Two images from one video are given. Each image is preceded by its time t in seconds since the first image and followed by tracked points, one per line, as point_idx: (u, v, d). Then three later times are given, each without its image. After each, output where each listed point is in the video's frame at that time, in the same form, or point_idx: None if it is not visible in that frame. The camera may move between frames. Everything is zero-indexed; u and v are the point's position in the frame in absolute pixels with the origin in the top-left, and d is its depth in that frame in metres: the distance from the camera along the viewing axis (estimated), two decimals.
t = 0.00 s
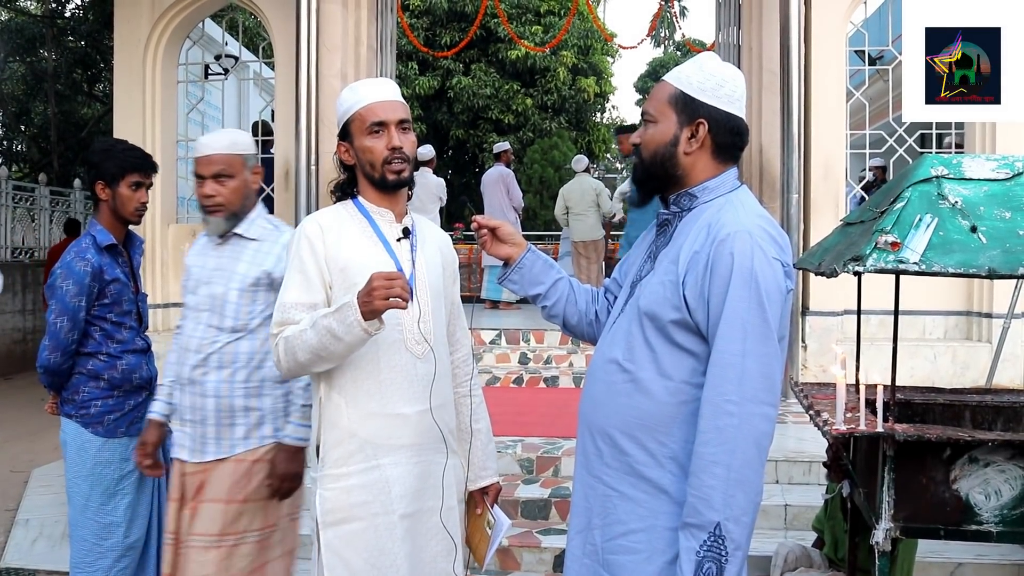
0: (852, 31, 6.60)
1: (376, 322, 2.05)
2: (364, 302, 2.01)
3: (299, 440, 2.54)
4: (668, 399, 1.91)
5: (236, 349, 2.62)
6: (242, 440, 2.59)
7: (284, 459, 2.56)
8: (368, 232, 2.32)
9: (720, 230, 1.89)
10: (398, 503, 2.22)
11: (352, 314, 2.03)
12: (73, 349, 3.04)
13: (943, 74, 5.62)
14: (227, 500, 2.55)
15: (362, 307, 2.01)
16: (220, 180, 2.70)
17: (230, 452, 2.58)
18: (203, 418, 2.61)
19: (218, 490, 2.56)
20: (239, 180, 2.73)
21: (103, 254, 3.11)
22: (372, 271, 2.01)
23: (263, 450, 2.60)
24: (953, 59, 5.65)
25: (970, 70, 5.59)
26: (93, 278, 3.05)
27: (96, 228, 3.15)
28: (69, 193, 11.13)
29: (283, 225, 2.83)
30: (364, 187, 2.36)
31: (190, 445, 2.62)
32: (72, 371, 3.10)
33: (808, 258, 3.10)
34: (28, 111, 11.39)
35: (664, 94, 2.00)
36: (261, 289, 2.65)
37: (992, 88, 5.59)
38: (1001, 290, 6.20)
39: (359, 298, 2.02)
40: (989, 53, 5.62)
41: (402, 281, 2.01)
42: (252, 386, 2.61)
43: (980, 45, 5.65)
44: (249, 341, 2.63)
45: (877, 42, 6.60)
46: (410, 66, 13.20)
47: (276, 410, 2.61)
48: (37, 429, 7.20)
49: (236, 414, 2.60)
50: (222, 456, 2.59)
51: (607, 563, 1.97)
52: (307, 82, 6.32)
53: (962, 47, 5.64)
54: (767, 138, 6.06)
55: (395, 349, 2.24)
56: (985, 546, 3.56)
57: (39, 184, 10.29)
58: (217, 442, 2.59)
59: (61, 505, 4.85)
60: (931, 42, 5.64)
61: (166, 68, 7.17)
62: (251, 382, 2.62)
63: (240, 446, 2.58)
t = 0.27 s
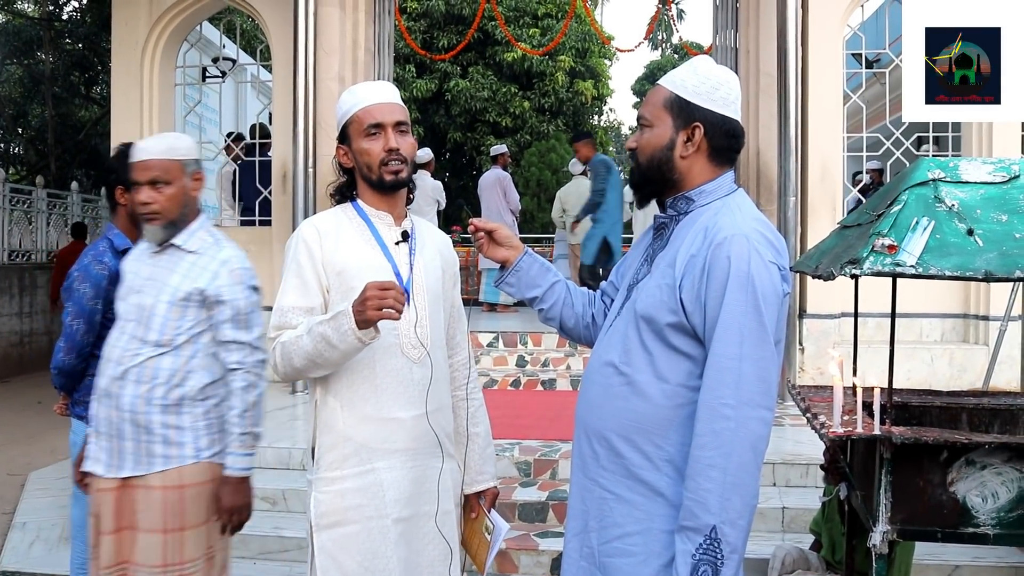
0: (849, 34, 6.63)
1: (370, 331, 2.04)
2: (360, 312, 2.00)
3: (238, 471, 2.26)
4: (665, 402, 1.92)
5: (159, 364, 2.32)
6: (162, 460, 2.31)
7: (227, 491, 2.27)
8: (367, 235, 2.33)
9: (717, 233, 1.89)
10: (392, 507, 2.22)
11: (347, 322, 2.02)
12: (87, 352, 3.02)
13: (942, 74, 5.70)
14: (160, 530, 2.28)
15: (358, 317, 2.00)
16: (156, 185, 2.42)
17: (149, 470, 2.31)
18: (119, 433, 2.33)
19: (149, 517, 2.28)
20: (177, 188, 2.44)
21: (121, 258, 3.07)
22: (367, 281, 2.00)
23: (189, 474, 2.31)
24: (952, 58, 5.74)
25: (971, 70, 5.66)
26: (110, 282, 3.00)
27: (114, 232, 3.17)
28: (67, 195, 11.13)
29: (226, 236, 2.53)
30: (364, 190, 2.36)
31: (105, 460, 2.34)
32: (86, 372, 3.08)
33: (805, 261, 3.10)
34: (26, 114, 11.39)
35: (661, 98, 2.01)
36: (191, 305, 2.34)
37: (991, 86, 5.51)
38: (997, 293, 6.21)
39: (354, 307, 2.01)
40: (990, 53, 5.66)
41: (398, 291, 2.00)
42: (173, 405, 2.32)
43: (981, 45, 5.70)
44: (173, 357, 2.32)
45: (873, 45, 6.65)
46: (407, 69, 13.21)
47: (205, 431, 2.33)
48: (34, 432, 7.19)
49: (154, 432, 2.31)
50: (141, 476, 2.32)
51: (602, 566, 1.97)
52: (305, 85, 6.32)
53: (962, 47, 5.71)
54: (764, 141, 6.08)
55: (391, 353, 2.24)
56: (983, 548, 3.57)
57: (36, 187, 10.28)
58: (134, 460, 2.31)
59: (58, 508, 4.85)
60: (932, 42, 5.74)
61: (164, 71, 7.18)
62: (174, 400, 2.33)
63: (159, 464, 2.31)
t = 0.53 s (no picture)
0: (846, 42, 6.60)
1: (356, 335, 2.04)
2: (343, 315, 1.99)
3: (164, 479, 2.15)
4: (664, 411, 1.92)
5: (93, 377, 2.20)
6: (101, 477, 2.21)
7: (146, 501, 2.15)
8: (367, 243, 2.33)
9: (716, 242, 1.90)
10: (388, 515, 2.22)
11: (333, 327, 2.03)
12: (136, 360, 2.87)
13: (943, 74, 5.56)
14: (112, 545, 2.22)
15: (342, 322, 2.00)
16: (91, 188, 2.28)
17: (87, 488, 2.21)
18: (53, 451, 2.22)
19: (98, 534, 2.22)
20: (113, 190, 2.32)
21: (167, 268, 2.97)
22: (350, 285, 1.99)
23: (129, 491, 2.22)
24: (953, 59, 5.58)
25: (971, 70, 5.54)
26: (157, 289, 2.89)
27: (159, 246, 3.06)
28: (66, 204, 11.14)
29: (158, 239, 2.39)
30: (364, 199, 2.37)
31: (38, 479, 2.23)
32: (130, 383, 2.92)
33: (804, 268, 3.11)
34: (25, 122, 11.41)
35: (657, 107, 2.02)
36: (124, 312, 2.22)
37: (991, 86, 5.53)
38: (996, 299, 6.22)
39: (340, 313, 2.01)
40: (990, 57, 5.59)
41: (378, 293, 1.97)
42: (109, 420, 2.20)
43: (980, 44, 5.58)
44: (109, 369, 2.20)
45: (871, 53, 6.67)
46: (406, 76, 13.13)
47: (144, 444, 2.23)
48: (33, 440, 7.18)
49: (92, 449, 2.20)
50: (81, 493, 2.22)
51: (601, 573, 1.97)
52: (305, 94, 6.34)
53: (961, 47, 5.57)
54: (762, 148, 6.10)
55: (388, 361, 2.24)
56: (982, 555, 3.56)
57: (35, 196, 10.28)
58: (71, 478, 2.21)
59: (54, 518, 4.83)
60: (931, 43, 5.61)
61: (163, 80, 7.20)
62: (110, 413, 2.21)
63: (97, 481, 2.21)
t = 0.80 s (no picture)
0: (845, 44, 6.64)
1: (349, 331, 2.05)
2: (336, 311, 2.00)
3: (94, 484, 2.23)
4: (663, 412, 1.92)
5: (9, 386, 2.22)
6: (18, 488, 2.22)
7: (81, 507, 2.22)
8: (367, 243, 2.34)
9: (716, 244, 1.90)
10: (385, 514, 2.23)
11: (326, 323, 2.04)
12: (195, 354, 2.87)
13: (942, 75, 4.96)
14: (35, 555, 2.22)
15: (335, 319, 2.01)
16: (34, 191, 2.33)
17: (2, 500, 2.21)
18: None
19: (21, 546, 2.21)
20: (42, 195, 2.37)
21: (230, 268, 2.96)
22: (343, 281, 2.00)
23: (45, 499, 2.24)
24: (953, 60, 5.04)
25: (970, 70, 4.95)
26: (223, 289, 2.90)
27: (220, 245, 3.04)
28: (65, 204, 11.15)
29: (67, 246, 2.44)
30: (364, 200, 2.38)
31: None
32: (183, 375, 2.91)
33: (801, 270, 3.11)
34: (24, 123, 11.41)
35: (658, 109, 2.02)
36: (44, 318, 2.27)
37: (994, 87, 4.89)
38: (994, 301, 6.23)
39: (333, 310, 2.02)
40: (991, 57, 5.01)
41: (371, 288, 1.98)
42: (27, 428, 2.23)
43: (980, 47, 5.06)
44: (27, 378, 2.24)
45: (869, 55, 6.66)
46: (405, 78, 13.19)
47: (61, 450, 2.27)
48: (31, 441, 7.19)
49: (9, 458, 2.21)
50: None
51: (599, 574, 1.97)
52: (304, 96, 6.35)
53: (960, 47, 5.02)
54: (761, 151, 6.08)
55: (386, 361, 2.25)
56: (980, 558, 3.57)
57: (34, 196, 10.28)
58: None
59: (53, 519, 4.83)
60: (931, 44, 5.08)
61: (162, 81, 7.19)
62: (25, 422, 2.24)
63: (15, 492, 2.22)
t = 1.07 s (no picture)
0: (842, 45, 6.67)
1: (343, 334, 2.04)
2: (329, 315, 1.99)
3: (20, 482, 2.00)
4: (660, 411, 1.93)
5: None
6: None
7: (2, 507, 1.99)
8: (366, 243, 2.34)
9: (713, 244, 1.91)
10: (383, 513, 2.23)
11: (321, 326, 2.03)
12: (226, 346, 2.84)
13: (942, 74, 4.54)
14: None
15: (328, 322, 2.01)
16: None
17: None
18: None
19: None
20: None
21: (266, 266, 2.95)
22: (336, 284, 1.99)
23: None
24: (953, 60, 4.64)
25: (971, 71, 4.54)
26: (258, 284, 2.88)
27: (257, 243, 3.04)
28: (62, 204, 11.13)
29: None
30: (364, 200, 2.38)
31: None
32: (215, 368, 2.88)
33: (798, 270, 3.12)
34: (21, 122, 11.39)
35: (657, 109, 2.02)
36: None
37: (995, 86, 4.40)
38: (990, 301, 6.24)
39: (326, 313, 2.02)
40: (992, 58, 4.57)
41: (363, 293, 1.96)
42: None
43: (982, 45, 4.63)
44: None
45: (866, 56, 6.68)
46: (403, 77, 13.20)
47: None
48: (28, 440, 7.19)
49: None
50: None
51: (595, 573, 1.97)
52: (300, 97, 6.35)
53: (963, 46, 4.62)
54: (758, 151, 6.07)
55: (385, 361, 2.25)
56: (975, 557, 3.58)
57: (31, 196, 10.27)
58: None
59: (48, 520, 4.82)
60: (930, 43, 4.69)
61: (159, 81, 7.19)
62: None
63: None
